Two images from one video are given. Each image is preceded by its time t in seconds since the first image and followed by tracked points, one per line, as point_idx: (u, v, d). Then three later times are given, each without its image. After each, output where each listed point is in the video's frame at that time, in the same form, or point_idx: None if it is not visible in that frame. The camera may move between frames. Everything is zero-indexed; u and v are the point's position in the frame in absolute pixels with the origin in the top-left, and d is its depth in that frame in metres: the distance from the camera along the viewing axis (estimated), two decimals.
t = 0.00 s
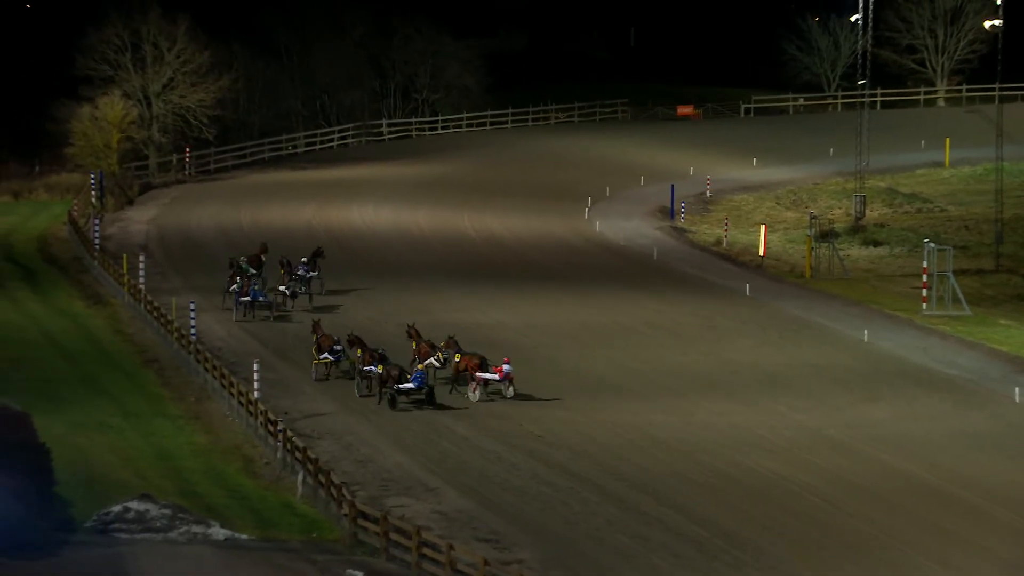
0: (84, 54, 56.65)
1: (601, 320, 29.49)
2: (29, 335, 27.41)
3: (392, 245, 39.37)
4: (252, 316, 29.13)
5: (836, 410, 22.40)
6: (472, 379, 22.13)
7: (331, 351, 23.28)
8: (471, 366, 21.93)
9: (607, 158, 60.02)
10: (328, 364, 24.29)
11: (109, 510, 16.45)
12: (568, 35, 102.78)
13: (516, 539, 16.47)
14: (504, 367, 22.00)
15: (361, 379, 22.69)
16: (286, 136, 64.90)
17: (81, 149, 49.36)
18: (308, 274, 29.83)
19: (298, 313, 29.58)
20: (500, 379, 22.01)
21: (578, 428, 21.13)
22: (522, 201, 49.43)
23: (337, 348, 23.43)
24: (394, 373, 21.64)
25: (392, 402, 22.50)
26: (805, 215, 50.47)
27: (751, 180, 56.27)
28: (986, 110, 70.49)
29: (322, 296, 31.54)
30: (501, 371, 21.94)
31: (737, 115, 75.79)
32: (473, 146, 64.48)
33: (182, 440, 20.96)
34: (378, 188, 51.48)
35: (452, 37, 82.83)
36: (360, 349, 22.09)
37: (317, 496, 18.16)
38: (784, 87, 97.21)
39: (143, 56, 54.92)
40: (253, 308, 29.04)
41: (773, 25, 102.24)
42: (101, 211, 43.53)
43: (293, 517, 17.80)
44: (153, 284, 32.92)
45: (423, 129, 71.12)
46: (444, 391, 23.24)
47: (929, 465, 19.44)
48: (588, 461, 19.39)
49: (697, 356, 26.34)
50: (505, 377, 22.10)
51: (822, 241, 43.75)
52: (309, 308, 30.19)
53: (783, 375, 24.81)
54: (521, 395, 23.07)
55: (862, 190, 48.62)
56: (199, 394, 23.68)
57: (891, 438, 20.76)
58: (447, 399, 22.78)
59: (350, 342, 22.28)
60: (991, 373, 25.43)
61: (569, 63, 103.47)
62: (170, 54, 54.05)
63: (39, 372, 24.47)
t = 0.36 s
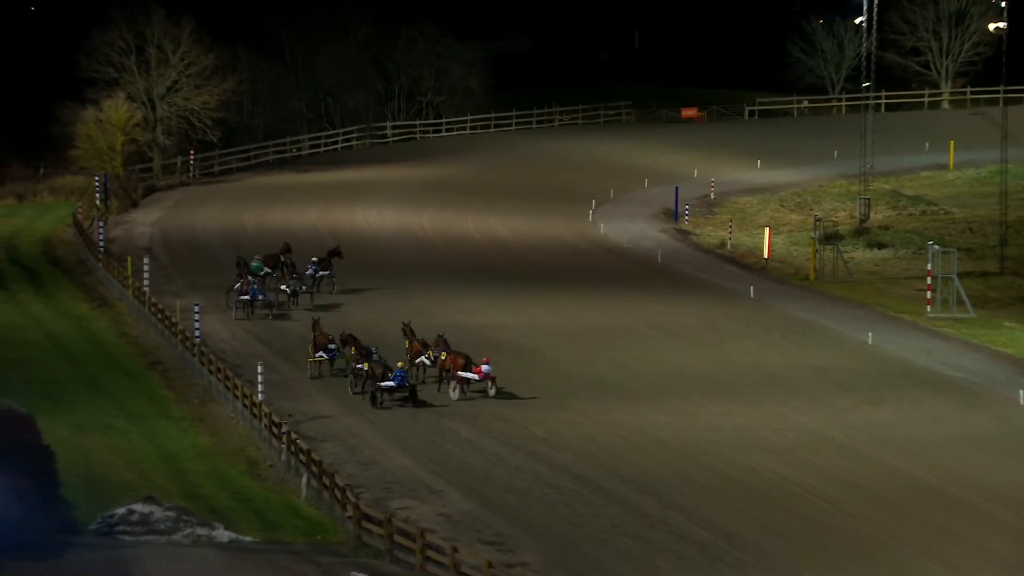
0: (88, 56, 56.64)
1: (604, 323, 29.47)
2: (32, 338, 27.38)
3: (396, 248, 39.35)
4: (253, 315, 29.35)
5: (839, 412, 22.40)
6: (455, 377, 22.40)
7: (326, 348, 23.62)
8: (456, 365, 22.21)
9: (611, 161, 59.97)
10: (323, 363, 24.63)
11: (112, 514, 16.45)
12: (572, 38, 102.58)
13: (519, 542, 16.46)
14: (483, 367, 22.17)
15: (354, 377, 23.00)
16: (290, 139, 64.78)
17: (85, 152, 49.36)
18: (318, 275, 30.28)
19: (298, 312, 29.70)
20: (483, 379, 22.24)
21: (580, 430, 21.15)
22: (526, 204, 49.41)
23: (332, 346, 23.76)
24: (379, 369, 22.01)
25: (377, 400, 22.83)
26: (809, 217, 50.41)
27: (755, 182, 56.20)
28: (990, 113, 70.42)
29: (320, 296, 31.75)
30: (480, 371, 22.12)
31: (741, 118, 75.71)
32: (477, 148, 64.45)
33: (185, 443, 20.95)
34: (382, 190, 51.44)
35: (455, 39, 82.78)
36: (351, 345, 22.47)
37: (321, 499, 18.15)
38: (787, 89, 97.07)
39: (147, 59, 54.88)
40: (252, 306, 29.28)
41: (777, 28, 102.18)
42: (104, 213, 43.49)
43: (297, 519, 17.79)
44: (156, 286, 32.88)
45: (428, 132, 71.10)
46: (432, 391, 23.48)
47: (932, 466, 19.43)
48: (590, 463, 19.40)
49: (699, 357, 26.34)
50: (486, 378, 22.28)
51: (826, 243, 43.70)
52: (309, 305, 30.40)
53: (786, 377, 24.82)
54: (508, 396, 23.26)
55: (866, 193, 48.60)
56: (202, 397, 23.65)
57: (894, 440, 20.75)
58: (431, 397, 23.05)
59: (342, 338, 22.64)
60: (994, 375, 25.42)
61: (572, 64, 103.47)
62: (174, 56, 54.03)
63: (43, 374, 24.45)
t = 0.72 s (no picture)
0: (92, 57, 56.68)
1: (607, 324, 29.45)
2: (36, 339, 27.38)
3: (399, 249, 39.35)
4: (250, 312, 29.75)
5: (843, 414, 22.37)
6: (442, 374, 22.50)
7: (323, 345, 23.74)
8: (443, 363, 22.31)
9: (614, 162, 59.97)
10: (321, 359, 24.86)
11: (115, 515, 16.45)
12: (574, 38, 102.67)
13: (522, 543, 16.45)
14: (467, 365, 22.20)
15: (347, 373, 23.15)
16: (293, 140, 64.83)
17: (87, 154, 49.43)
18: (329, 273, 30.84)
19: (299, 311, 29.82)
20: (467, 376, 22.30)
21: (582, 431, 21.14)
22: (529, 205, 49.41)
23: (328, 343, 23.87)
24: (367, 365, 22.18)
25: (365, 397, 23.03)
26: (812, 219, 50.39)
27: (758, 184, 56.20)
28: (993, 114, 70.42)
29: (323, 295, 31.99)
30: (463, 369, 22.16)
31: (744, 119, 75.72)
32: (479, 150, 64.47)
33: (188, 444, 20.94)
34: (385, 192, 51.42)
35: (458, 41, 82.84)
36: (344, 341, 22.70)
37: (324, 500, 18.14)
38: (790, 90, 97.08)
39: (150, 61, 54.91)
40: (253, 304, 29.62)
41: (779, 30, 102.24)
42: (107, 215, 43.50)
43: (301, 521, 17.79)
44: (160, 288, 32.89)
45: (430, 134, 71.08)
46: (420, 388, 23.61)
47: (935, 468, 19.41)
48: (593, 464, 19.39)
49: (702, 359, 26.34)
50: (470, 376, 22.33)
51: (829, 245, 43.68)
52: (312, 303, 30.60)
53: (789, 379, 24.80)
54: (496, 395, 23.35)
55: (869, 194, 48.58)
56: (206, 398, 23.64)
57: (896, 441, 20.72)
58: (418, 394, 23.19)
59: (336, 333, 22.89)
60: (998, 377, 25.38)
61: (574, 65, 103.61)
62: (176, 58, 54.07)
63: (47, 376, 24.45)
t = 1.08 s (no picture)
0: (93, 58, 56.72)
1: (609, 325, 29.46)
2: (38, 340, 27.39)
3: (401, 250, 39.34)
4: (248, 310, 30.15)
5: (844, 414, 22.39)
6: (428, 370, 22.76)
7: (318, 341, 23.99)
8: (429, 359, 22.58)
9: (616, 163, 59.97)
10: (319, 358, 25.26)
11: (117, 515, 16.46)
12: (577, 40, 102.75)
13: (524, 543, 16.47)
14: (451, 363, 22.48)
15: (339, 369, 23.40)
16: (295, 142, 64.79)
17: (89, 155, 49.45)
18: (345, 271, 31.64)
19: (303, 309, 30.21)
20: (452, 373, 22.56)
21: (583, 432, 21.16)
22: (530, 205, 49.42)
23: (324, 339, 24.07)
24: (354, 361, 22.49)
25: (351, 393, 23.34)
26: (814, 219, 50.40)
27: (759, 185, 56.18)
28: (995, 115, 70.44)
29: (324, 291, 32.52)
30: (447, 366, 22.44)
31: (746, 121, 75.71)
32: (480, 151, 64.48)
33: (189, 445, 20.95)
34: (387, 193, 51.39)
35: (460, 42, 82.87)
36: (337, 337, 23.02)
37: (326, 501, 18.14)
38: (791, 92, 97.01)
39: (152, 62, 54.96)
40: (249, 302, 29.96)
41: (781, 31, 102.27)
42: (110, 215, 43.50)
43: (302, 522, 17.79)
44: (161, 289, 32.89)
45: (432, 134, 71.07)
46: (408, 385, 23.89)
47: (936, 468, 19.42)
48: (594, 465, 19.40)
49: (703, 359, 26.35)
50: (454, 373, 22.60)
51: (831, 246, 43.69)
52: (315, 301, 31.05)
53: (790, 380, 24.81)
54: (482, 391, 23.61)
55: (871, 195, 48.57)
56: (208, 399, 23.65)
57: (896, 442, 20.73)
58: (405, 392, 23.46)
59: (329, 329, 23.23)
60: (999, 378, 25.39)
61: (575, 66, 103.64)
62: (178, 59, 54.10)
63: (49, 377, 24.47)
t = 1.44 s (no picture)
0: (92, 59, 56.71)
1: (608, 327, 29.44)
2: (37, 342, 27.37)
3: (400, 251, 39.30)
4: (241, 309, 30.58)
5: (844, 416, 22.37)
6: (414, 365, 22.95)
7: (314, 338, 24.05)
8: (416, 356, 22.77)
9: (614, 165, 59.92)
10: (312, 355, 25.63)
11: (116, 517, 16.45)
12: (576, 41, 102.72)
13: (523, 545, 16.47)
14: (435, 361, 22.61)
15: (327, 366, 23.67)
16: (293, 143, 64.72)
17: (88, 156, 49.47)
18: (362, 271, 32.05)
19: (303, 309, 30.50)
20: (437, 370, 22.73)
21: (583, 433, 21.16)
22: (529, 206, 49.41)
23: (317, 337, 24.13)
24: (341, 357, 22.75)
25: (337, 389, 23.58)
26: (812, 221, 50.37)
27: (758, 186, 56.14)
28: (993, 116, 70.43)
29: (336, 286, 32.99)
30: (430, 364, 22.57)
31: (744, 122, 75.69)
32: (479, 151, 64.55)
33: (188, 446, 20.94)
34: (386, 195, 51.33)
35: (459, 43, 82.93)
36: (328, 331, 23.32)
37: (324, 502, 18.13)
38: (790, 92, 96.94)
39: (151, 63, 54.96)
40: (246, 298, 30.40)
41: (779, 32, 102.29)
42: (108, 216, 43.44)
43: (301, 523, 17.78)
44: (160, 290, 32.87)
45: (431, 135, 71.12)
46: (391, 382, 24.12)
47: (936, 470, 19.42)
48: (593, 467, 19.39)
49: (702, 360, 26.36)
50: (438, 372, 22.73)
51: (829, 248, 43.66)
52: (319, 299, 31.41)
53: (789, 380, 24.81)
54: (465, 390, 23.81)
55: (870, 196, 48.58)
56: (207, 401, 23.64)
57: (896, 443, 20.73)
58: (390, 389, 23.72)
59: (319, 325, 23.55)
60: (999, 379, 25.37)
61: (574, 67, 103.62)
62: (177, 60, 54.12)
63: (49, 378, 24.45)
